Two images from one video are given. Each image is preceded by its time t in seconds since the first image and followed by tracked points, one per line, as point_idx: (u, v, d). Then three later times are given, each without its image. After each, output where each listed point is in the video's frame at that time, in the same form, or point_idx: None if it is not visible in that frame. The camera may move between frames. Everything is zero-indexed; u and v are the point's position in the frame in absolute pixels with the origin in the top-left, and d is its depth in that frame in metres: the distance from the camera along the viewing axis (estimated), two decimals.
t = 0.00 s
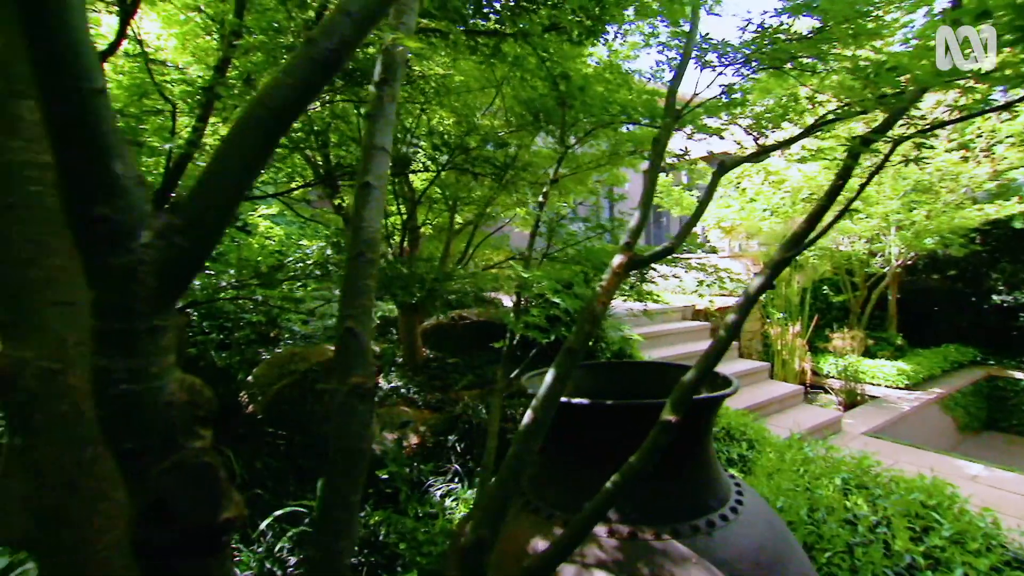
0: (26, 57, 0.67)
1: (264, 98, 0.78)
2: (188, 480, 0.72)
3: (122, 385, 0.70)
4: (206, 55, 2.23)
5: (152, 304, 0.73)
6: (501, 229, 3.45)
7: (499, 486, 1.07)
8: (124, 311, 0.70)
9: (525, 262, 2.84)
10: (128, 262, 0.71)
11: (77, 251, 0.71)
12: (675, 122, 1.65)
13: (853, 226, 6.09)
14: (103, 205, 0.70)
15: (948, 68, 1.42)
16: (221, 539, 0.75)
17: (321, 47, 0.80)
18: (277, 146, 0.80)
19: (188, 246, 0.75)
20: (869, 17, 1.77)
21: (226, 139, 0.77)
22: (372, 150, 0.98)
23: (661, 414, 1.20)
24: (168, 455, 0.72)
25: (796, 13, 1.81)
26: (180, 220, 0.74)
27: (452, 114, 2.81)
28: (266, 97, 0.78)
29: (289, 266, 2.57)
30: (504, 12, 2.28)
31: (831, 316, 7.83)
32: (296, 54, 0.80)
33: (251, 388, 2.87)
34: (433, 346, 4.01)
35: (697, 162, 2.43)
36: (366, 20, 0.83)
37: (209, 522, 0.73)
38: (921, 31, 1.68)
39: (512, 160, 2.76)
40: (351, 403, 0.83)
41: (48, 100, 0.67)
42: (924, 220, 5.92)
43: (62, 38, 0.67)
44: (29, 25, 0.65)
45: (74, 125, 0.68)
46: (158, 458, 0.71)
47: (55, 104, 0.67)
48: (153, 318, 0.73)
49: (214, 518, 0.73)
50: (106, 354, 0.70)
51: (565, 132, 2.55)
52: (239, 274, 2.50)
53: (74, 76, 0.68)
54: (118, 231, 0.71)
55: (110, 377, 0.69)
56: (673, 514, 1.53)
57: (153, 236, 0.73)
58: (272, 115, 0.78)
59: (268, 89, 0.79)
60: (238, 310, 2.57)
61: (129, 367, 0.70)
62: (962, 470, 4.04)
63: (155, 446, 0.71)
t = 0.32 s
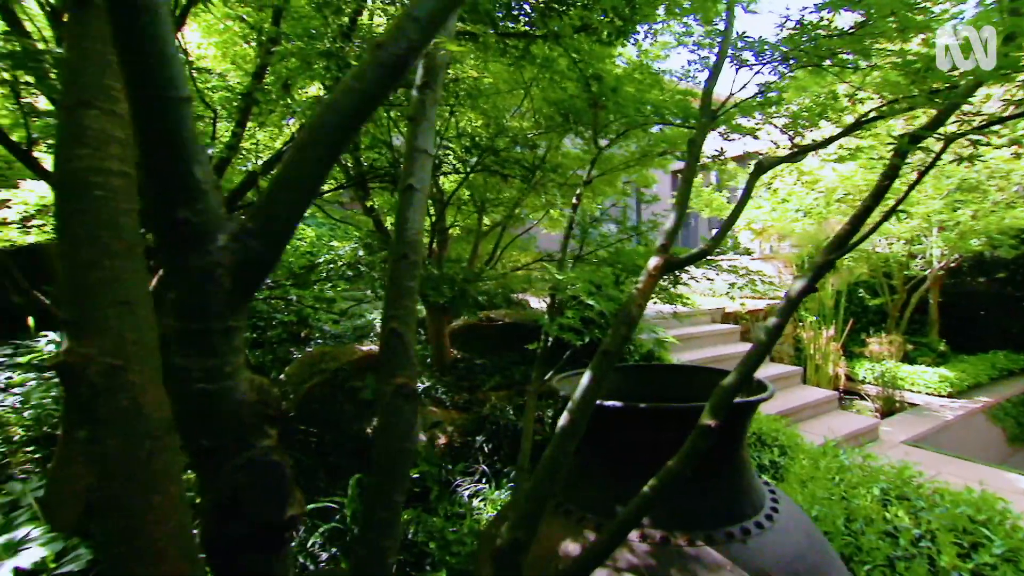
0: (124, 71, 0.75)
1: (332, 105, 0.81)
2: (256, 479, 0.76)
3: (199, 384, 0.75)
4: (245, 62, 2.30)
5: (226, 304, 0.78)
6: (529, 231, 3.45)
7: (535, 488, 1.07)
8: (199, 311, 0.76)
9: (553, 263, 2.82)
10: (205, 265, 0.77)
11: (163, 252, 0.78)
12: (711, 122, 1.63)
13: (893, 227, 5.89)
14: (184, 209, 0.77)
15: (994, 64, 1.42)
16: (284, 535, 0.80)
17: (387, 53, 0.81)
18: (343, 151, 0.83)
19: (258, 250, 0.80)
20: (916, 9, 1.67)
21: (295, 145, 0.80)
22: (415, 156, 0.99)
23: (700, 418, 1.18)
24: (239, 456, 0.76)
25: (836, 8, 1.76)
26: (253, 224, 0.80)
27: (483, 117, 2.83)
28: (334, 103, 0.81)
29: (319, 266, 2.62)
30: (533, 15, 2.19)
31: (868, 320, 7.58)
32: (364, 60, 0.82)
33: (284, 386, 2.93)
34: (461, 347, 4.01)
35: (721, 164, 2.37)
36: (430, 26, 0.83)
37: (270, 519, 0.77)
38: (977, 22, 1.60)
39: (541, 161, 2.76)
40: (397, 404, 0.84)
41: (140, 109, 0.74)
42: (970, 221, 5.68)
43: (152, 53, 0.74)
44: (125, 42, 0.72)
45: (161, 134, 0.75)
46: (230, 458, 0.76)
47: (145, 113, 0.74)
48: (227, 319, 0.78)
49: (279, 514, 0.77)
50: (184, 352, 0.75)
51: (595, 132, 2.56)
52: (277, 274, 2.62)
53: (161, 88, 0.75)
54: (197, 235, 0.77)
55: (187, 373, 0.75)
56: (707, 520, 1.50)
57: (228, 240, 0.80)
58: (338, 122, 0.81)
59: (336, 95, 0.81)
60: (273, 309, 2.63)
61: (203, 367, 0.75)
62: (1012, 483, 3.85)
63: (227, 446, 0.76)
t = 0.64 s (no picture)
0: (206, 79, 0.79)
1: (400, 110, 0.84)
2: (321, 478, 0.80)
3: (270, 384, 0.79)
4: (280, 69, 2.37)
5: (296, 306, 0.82)
6: (556, 233, 3.41)
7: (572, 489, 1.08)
8: (270, 313, 0.80)
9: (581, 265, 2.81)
10: (276, 268, 0.80)
11: (237, 257, 0.82)
12: (747, 122, 1.62)
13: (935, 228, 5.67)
14: (257, 212, 0.81)
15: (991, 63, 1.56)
16: (343, 535, 0.84)
17: (454, 57, 0.84)
18: (408, 155, 0.86)
19: (326, 252, 0.83)
20: None
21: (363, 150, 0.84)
22: (457, 158, 1.05)
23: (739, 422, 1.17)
24: (307, 453, 0.80)
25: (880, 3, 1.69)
26: (321, 228, 0.83)
27: (510, 118, 2.82)
28: (403, 108, 0.84)
29: (350, 266, 2.66)
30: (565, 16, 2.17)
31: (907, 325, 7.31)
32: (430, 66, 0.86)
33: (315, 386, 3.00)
34: (488, 348, 3.97)
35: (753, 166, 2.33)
36: (493, 28, 0.87)
37: (330, 520, 0.81)
38: None
39: (570, 163, 2.75)
40: (441, 403, 0.88)
41: (222, 116, 0.78)
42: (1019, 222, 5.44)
43: (234, 62, 0.78)
44: (209, 50, 0.76)
45: (241, 140, 0.79)
46: (296, 456, 0.79)
47: (226, 119, 0.78)
48: (296, 320, 0.82)
49: (340, 514, 0.82)
50: (256, 354, 0.80)
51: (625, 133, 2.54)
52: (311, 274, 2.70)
53: (241, 95, 0.78)
54: (269, 238, 0.81)
55: (260, 373, 0.79)
56: (741, 528, 1.47)
57: (298, 243, 0.83)
58: (407, 127, 0.84)
59: (404, 100, 0.84)
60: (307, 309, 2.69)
61: (272, 367, 0.80)
62: None
63: (292, 443, 0.79)
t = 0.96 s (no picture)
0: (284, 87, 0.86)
1: (466, 116, 0.90)
2: (384, 479, 0.88)
3: (338, 386, 0.86)
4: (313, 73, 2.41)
5: (364, 308, 0.89)
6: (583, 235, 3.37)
7: (607, 493, 1.11)
8: (340, 316, 0.88)
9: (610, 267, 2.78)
10: (347, 271, 0.88)
11: (309, 261, 0.90)
12: (786, 123, 1.60)
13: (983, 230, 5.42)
14: (330, 215, 0.88)
15: (994, 64, 1.66)
16: (402, 534, 0.93)
17: (517, 65, 0.90)
18: (472, 159, 0.91)
19: (393, 255, 0.90)
20: None
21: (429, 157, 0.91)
22: (502, 165, 1.16)
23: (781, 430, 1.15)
24: (372, 456, 0.88)
25: None
26: (390, 232, 0.91)
27: (539, 120, 2.81)
28: (467, 115, 0.90)
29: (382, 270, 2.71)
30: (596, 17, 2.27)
31: (951, 331, 7.01)
32: (493, 74, 0.92)
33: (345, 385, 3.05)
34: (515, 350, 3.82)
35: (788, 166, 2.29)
36: (558, 37, 0.92)
37: (394, 521, 0.90)
38: None
39: (599, 164, 2.73)
40: (485, 407, 0.99)
41: (300, 121, 0.85)
42: None
43: (310, 69, 0.84)
44: (290, 60, 0.83)
45: (317, 143, 0.86)
46: (362, 458, 0.87)
47: (303, 124, 0.85)
48: (364, 321, 0.90)
49: (401, 515, 0.91)
50: (325, 356, 0.88)
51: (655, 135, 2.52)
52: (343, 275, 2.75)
53: (317, 102, 0.85)
54: (338, 242, 0.89)
55: (328, 375, 0.87)
56: (778, 537, 1.43)
57: (368, 248, 0.91)
58: (471, 134, 0.90)
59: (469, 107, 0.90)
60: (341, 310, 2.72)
61: (339, 369, 0.87)
62: None
63: (357, 447, 0.87)
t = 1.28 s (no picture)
0: (359, 94, 0.87)
1: (536, 123, 0.92)
2: (450, 481, 0.89)
3: (406, 391, 0.88)
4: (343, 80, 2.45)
5: (433, 313, 0.91)
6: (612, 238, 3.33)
7: (643, 500, 1.12)
8: (415, 323, 0.89)
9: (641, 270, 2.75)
10: (418, 277, 0.89)
11: (377, 267, 0.91)
12: (827, 122, 1.56)
13: None
14: (401, 223, 0.89)
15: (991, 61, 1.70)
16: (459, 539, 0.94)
17: (586, 73, 0.93)
18: (541, 164, 0.93)
19: (462, 261, 0.92)
20: None
21: (499, 163, 0.92)
22: (543, 169, 1.21)
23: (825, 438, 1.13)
24: (438, 456, 0.89)
25: None
26: (461, 238, 0.92)
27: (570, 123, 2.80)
28: (536, 121, 0.92)
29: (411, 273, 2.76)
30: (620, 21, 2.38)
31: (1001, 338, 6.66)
32: (561, 81, 0.94)
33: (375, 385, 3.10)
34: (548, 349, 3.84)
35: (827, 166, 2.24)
36: (625, 42, 0.96)
37: (458, 522, 0.91)
38: None
39: (629, 166, 2.64)
40: (531, 408, 1.02)
41: (375, 129, 0.86)
42: None
43: (386, 77, 0.85)
44: (366, 69, 0.84)
45: (392, 149, 0.87)
46: (427, 458, 0.89)
47: (379, 131, 0.86)
48: (433, 326, 0.92)
49: (465, 520, 0.92)
50: (393, 361, 0.89)
51: (688, 136, 2.48)
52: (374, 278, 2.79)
53: (391, 108, 0.86)
54: (409, 248, 0.90)
55: (396, 380, 0.88)
56: (818, 549, 1.39)
57: (438, 253, 0.93)
58: (541, 140, 0.92)
59: (538, 114, 0.92)
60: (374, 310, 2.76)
61: (408, 374, 0.88)
62: None
63: (425, 450, 0.89)
